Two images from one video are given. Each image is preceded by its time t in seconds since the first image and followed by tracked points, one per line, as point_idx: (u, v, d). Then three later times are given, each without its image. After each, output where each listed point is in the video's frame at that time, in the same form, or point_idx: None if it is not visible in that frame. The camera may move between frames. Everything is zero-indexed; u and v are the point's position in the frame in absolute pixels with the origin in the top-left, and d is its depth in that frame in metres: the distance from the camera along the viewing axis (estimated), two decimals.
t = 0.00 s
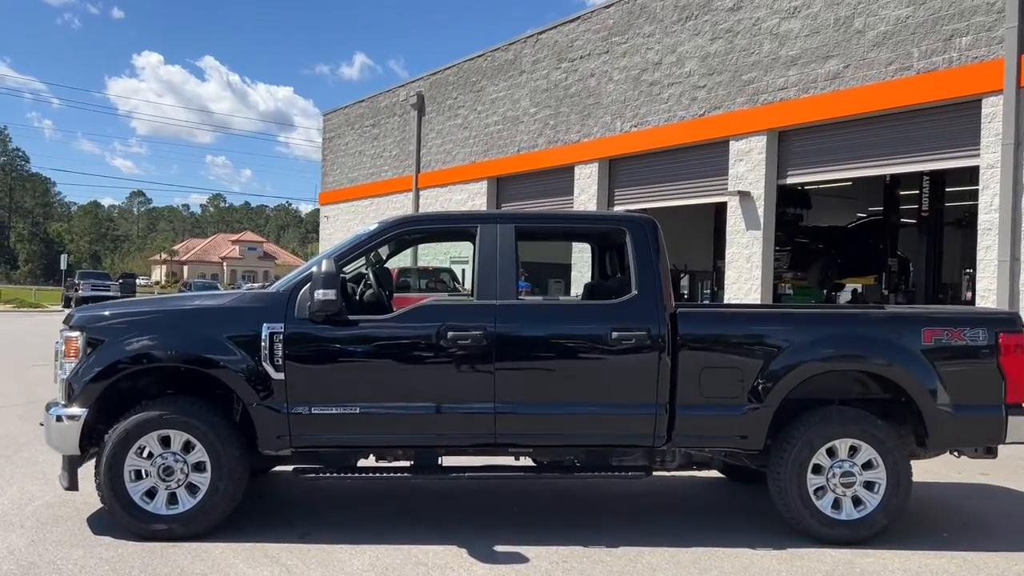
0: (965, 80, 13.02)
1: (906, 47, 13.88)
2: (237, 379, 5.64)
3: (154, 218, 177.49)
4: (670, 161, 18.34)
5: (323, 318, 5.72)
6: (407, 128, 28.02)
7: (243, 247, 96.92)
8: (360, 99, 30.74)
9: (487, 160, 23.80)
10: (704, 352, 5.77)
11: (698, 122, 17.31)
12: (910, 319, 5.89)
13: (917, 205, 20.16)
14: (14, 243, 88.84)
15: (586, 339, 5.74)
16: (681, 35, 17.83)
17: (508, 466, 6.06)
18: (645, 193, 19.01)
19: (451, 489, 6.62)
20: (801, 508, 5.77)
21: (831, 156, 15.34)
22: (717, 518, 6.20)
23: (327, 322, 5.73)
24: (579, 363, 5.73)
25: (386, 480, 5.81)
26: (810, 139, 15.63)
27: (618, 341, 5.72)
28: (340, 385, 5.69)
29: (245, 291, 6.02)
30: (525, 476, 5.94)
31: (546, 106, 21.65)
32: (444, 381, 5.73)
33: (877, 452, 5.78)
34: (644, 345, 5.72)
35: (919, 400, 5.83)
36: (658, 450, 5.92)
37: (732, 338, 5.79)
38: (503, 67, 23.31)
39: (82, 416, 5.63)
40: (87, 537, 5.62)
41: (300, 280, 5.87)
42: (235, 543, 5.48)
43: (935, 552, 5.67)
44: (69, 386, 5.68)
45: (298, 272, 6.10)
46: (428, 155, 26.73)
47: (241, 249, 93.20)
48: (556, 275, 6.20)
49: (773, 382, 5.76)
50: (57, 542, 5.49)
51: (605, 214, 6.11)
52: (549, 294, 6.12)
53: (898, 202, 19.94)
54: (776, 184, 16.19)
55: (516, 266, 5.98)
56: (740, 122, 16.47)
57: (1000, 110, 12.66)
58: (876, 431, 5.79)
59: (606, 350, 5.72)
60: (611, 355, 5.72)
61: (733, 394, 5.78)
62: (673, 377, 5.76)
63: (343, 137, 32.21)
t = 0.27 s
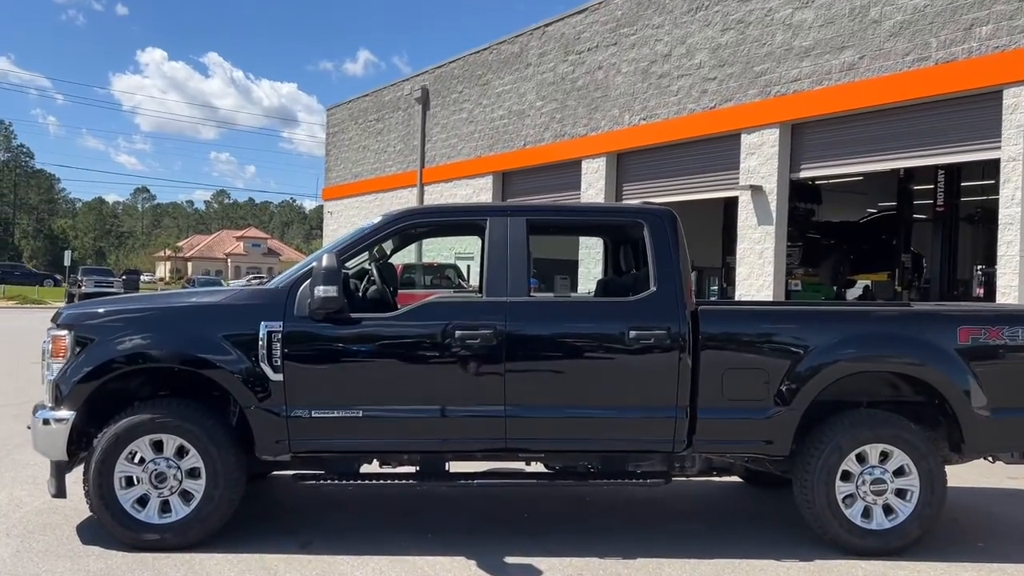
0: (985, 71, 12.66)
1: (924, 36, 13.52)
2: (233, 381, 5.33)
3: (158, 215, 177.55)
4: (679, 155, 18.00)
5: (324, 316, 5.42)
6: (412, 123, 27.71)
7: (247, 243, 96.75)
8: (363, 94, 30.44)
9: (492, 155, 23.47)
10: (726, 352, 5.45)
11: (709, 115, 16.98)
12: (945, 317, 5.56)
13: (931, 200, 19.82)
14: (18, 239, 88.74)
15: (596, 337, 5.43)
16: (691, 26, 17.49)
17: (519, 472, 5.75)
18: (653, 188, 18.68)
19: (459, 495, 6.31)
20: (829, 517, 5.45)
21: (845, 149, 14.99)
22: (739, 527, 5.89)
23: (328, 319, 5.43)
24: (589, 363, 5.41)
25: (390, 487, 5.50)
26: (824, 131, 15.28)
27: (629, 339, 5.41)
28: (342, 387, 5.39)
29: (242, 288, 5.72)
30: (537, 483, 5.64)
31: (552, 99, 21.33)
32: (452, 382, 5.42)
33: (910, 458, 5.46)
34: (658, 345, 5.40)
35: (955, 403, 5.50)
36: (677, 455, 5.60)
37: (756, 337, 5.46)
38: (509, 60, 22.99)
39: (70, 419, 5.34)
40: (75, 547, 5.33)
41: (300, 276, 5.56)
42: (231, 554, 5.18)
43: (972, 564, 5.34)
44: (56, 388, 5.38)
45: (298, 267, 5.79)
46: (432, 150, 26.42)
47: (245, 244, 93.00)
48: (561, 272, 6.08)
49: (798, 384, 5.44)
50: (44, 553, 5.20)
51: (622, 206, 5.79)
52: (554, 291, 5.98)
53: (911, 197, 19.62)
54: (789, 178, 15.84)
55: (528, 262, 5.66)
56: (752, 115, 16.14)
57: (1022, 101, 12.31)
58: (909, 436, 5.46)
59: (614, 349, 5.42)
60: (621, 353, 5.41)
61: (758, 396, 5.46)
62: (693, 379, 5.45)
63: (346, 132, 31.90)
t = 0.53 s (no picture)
0: (1007, 62, 12.24)
1: (943, 27, 13.10)
2: (222, 389, 4.99)
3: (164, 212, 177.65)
4: (689, 150, 17.61)
5: (318, 320, 5.07)
6: (416, 118, 27.35)
7: (253, 240, 96.61)
8: (368, 89, 30.09)
9: (498, 150, 23.10)
10: (750, 359, 5.08)
11: (720, 110, 16.59)
12: (985, 321, 5.17)
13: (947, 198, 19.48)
14: (24, 236, 88.70)
15: (603, 341, 5.06)
16: (701, 18, 17.09)
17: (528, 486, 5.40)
18: (662, 184, 18.29)
19: (464, 508, 5.97)
20: (860, 535, 5.08)
21: (860, 144, 14.58)
22: (762, 544, 5.52)
23: (323, 324, 5.08)
24: (597, 369, 5.05)
25: (391, 502, 5.15)
26: (838, 125, 14.87)
27: (639, 343, 5.05)
28: (338, 396, 5.04)
29: (232, 290, 5.36)
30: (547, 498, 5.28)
31: (559, 93, 20.95)
32: (455, 390, 5.07)
33: (948, 472, 5.07)
34: (667, 351, 5.04)
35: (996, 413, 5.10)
36: (697, 469, 5.24)
37: (781, 343, 5.09)
38: (514, 54, 22.62)
39: (48, 431, 4.99)
40: (54, 568, 4.99)
41: (293, 277, 5.21)
42: None
43: None
44: (33, 396, 5.03)
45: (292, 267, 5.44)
46: (437, 146, 26.07)
47: (251, 242, 92.83)
48: (568, 269, 5.87)
49: (827, 394, 5.07)
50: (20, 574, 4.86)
51: (638, 203, 5.41)
52: (562, 290, 5.76)
53: (927, 194, 19.38)
54: (802, 174, 15.45)
55: (537, 261, 5.30)
56: (764, 109, 15.74)
57: None
58: (946, 449, 5.08)
59: (623, 353, 5.05)
60: (631, 358, 5.05)
61: (784, 406, 5.09)
62: (715, 388, 5.08)
63: (350, 128, 31.57)
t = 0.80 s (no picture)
0: None
1: (967, 16, 12.68)
2: (217, 396, 4.64)
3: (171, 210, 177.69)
4: (701, 144, 17.22)
5: (320, 322, 4.71)
6: (422, 113, 26.99)
7: (259, 237, 96.32)
8: (373, 84, 29.73)
9: (505, 146, 22.74)
10: (785, 363, 4.70)
11: (734, 102, 16.19)
12: None
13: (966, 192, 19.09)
14: (30, 234, 88.69)
15: (611, 342, 4.70)
16: (714, 8, 16.68)
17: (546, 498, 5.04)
18: (674, 179, 17.91)
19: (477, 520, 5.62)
20: (904, 553, 4.71)
21: (879, 137, 14.16)
22: (796, 559, 5.16)
23: (325, 326, 4.72)
24: (607, 372, 4.69)
25: (399, 517, 4.80)
26: (856, 118, 14.46)
27: (650, 344, 4.69)
28: (342, 403, 4.69)
29: (229, 289, 5.01)
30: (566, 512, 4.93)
31: (568, 87, 20.57)
32: (467, 396, 4.71)
33: (1000, 486, 4.69)
34: (675, 355, 4.68)
35: None
36: (727, 481, 4.88)
37: (820, 346, 4.71)
38: (522, 47, 22.23)
39: (30, 441, 4.64)
40: None
41: (294, 276, 4.85)
42: None
43: None
44: (14, 403, 4.68)
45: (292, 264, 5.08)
46: (443, 141, 25.70)
47: (256, 238, 92.61)
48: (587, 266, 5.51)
49: (869, 401, 4.69)
50: None
51: (662, 196, 5.03)
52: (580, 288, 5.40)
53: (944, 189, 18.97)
54: (819, 168, 15.05)
55: (556, 257, 4.92)
56: (779, 101, 15.32)
57: None
58: (998, 460, 4.70)
59: (633, 355, 4.69)
60: (643, 360, 4.68)
61: (823, 413, 4.71)
62: (747, 395, 4.71)
63: (355, 123, 31.23)
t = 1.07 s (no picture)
0: None
1: (993, 4, 12.21)
2: (214, 409, 4.26)
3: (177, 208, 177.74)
4: (716, 139, 16.80)
5: (326, 328, 4.33)
6: (429, 109, 26.61)
7: (265, 235, 96.07)
8: (379, 80, 29.36)
9: (514, 141, 22.35)
10: (832, 372, 4.30)
11: (749, 96, 15.77)
12: None
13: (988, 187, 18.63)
14: (37, 232, 88.68)
15: (633, 349, 4.30)
16: None
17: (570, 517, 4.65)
18: (687, 174, 17.50)
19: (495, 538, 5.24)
20: None
21: (900, 130, 13.71)
22: None
23: (331, 332, 4.34)
24: (621, 380, 4.30)
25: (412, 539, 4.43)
26: (877, 111, 14.01)
27: (663, 349, 4.30)
28: (349, 416, 4.30)
29: (227, 291, 4.63)
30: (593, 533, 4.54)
31: (578, 81, 20.16)
32: (484, 408, 4.32)
33: None
34: (687, 361, 4.29)
35: None
36: (767, 500, 4.49)
37: (870, 352, 4.30)
38: (530, 41, 21.82)
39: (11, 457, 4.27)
40: None
41: (297, 277, 4.47)
42: None
43: None
44: None
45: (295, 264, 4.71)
46: (450, 138, 25.32)
47: (262, 237, 92.45)
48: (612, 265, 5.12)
49: (925, 413, 4.28)
50: None
51: (697, 189, 4.63)
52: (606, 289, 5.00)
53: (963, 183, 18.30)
54: (838, 163, 14.63)
55: (582, 256, 4.53)
56: (797, 94, 14.90)
57: None
58: None
59: (667, 363, 4.29)
60: (655, 366, 4.29)
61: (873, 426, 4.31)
62: (792, 406, 4.31)
63: (361, 119, 30.88)
